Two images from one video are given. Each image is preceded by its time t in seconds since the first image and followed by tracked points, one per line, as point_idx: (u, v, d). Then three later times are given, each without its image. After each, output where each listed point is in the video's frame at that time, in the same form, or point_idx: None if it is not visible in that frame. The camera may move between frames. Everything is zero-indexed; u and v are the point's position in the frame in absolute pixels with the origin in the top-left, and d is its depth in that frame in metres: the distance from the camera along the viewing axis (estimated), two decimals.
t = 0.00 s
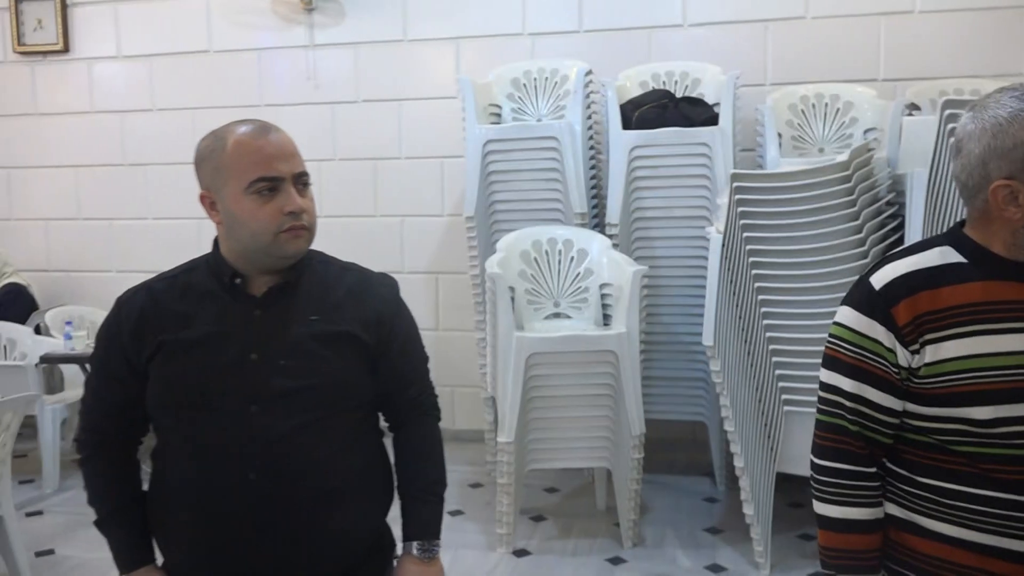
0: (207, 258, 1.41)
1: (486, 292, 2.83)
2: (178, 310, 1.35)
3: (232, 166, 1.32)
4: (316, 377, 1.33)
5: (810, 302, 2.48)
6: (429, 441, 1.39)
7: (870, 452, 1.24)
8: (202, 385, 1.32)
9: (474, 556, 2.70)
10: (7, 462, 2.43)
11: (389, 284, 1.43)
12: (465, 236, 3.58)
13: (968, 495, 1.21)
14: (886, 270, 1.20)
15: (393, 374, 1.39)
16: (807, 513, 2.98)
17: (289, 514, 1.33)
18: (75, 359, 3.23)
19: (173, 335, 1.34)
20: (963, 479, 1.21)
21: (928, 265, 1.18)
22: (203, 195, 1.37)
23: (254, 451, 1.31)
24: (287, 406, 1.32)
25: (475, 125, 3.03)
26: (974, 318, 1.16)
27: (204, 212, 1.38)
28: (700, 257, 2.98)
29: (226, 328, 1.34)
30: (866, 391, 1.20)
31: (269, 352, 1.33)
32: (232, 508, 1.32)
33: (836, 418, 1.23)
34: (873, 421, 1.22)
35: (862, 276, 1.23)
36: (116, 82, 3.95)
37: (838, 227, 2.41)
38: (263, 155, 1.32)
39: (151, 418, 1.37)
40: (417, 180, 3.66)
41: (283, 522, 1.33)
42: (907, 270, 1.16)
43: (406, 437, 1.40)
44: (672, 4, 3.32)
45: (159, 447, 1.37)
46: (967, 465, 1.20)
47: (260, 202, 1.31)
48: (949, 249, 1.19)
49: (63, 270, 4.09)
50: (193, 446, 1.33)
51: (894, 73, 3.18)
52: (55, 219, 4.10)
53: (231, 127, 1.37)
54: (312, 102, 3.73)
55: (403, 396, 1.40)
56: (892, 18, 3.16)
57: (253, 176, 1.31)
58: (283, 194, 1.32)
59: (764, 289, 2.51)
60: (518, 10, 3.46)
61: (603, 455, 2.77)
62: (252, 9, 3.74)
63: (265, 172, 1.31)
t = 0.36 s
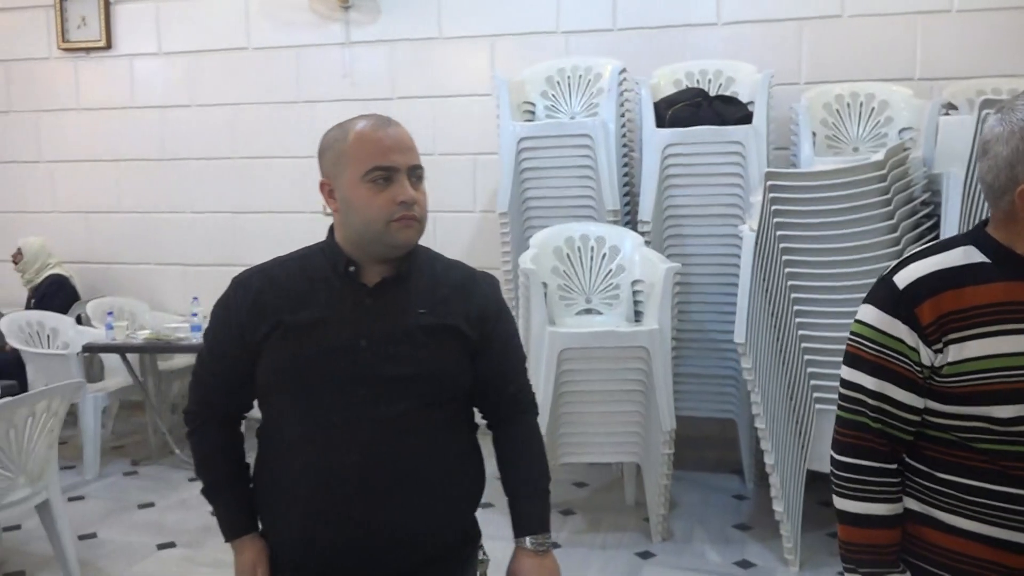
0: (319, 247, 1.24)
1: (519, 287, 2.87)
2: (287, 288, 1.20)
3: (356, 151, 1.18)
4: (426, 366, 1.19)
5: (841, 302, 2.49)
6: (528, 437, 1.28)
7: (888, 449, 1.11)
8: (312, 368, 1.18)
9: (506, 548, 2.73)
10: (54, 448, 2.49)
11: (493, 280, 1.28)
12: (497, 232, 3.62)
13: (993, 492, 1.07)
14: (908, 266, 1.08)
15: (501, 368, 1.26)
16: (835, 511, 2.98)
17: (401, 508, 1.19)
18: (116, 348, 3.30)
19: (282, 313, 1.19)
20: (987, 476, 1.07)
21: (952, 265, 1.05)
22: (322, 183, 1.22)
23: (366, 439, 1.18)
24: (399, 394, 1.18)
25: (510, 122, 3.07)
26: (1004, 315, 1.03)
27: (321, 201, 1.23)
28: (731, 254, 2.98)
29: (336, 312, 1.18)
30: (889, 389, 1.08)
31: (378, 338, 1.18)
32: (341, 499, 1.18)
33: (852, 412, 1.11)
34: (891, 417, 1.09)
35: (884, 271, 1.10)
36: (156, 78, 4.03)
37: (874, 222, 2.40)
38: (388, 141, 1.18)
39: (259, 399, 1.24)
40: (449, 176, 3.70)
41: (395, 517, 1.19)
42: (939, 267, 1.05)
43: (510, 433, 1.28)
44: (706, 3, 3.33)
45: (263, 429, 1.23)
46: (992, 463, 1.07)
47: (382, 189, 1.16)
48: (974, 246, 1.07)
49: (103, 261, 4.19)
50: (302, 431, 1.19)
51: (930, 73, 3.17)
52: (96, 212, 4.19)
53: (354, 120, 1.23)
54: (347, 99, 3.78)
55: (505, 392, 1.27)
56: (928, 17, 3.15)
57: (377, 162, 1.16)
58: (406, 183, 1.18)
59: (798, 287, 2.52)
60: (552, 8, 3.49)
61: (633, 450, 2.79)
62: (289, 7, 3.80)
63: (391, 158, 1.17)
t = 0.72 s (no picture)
0: (376, 239, 1.27)
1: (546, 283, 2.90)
2: (346, 281, 1.23)
3: (417, 146, 1.19)
4: (484, 357, 1.22)
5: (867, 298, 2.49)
6: (576, 430, 1.29)
7: (894, 443, 1.11)
8: (371, 357, 1.20)
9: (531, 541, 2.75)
10: (92, 436, 2.56)
11: (544, 276, 1.31)
12: (523, 229, 3.65)
13: (997, 488, 1.08)
14: (914, 264, 1.08)
15: (550, 362, 1.28)
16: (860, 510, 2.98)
17: (458, 498, 1.21)
18: (149, 340, 3.36)
19: (342, 305, 1.22)
20: (991, 472, 1.08)
21: (958, 264, 1.06)
22: (382, 177, 1.23)
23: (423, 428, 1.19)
24: (455, 384, 1.21)
25: (537, 119, 3.09)
26: (1010, 314, 1.04)
27: (380, 195, 1.24)
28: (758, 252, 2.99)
29: (395, 303, 1.21)
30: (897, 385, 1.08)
31: (436, 329, 1.21)
32: (399, 488, 1.19)
33: (858, 407, 1.11)
34: (899, 414, 1.09)
35: (891, 269, 1.10)
36: (188, 75, 4.10)
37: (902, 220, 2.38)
38: (447, 135, 1.19)
39: (313, 390, 1.25)
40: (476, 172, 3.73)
41: (452, 506, 1.21)
42: (947, 266, 1.06)
43: (555, 426, 1.30)
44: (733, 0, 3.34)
45: (318, 420, 1.25)
46: (995, 458, 1.07)
47: (444, 182, 1.17)
48: (979, 247, 1.07)
49: (136, 255, 4.27)
50: (359, 420, 1.20)
51: (959, 71, 3.15)
52: (129, 207, 4.27)
53: (412, 115, 1.24)
54: (375, 96, 3.82)
55: (554, 385, 1.29)
56: (957, 14, 3.13)
57: (438, 155, 1.17)
58: (466, 176, 1.19)
59: (824, 284, 2.51)
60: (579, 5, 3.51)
61: (658, 446, 2.81)
62: (318, 4, 3.85)
63: (451, 152, 1.18)
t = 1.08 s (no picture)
0: (370, 239, 1.23)
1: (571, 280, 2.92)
2: (354, 283, 1.18)
3: (413, 140, 1.16)
4: (501, 348, 1.21)
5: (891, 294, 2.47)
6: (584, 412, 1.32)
7: (897, 436, 1.12)
8: (390, 358, 1.16)
9: (555, 536, 2.77)
10: (126, 431, 2.61)
11: (540, 266, 1.33)
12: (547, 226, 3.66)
13: (999, 479, 1.08)
14: (916, 259, 1.09)
15: (555, 348, 1.31)
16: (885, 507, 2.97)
17: (484, 490, 1.20)
18: (180, 337, 3.42)
19: (353, 307, 1.17)
20: (993, 464, 1.08)
21: (959, 259, 1.07)
22: (375, 174, 1.20)
23: (449, 425, 1.17)
24: (474, 378, 1.19)
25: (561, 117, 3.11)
26: (1012, 308, 1.05)
27: (374, 192, 1.21)
28: (783, 250, 2.99)
29: (409, 302, 1.18)
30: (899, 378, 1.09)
31: (451, 323, 1.19)
32: (428, 488, 1.16)
33: (860, 400, 1.11)
34: (901, 406, 1.10)
35: (894, 264, 1.11)
36: (216, 76, 4.16)
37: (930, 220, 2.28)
38: (444, 127, 1.17)
39: (320, 399, 1.19)
40: (500, 171, 3.75)
41: (478, 501, 1.19)
42: (949, 261, 1.07)
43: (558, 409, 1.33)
44: None
45: (328, 430, 1.19)
46: (996, 449, 1.08)
47: (445, 175, 1.15)
48: (981, 242, 1.07)
49: (165, 254, 4.34)
50: (381, 423, 1.16)
51: (987, 66, 3.13)
52: (158, 206, 4.34)
53: (402, 108, 1.21)
54: (400, 96, 3.86)
55: (559, 369, 1.32)
56: (986, 8, 3.11)
57: (436, 149, 1.15)
58: (465, 168, 1.17)
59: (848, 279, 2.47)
60: (603, 3, 3.52)
61: (681, 442, 2.82)
62: (344, 5, 3.89)
63: (450, 144, 1.16)
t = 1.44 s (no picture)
0: (353, 241, 1.20)
1: (597, 281, 2.93)
2: (346, 287, 1.15)
3: (396, 138, 1.15)
4: (495, 346, 1.21)
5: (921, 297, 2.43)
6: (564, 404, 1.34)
7: (918, 437, 1.12)
8: (390, 361, 1.13)
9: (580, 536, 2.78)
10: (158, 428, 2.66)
11: (520, 262, 1.33)
12: (572, 228, 3.68)
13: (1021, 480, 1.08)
14: (936, 262, 1.09)
15: (538, 343, 1.32)
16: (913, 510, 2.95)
17: (488, 489, 1.19)
18: (209, 336, 3.47)
19: (347, 312, 1.14)
20: (1014, 464, 1.08)
21: (979, 262, 1.06)
22: (359, 174, 1.19)
23: (454, 427, 1.16)
24: (472, 377, 1.19)
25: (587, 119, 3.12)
26: None
27: (357, 192, 1.19)
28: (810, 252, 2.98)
29: (405, 304, 1.15)
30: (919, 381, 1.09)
31: (447, 323, 1.17)
32: (436, 491, 1.15)
33: (881, 403, 1.12)
34: (921, 409, 1.10)
35: (913, 268, 1.11)
36: (245, 78, 4.21)
37: (958, 220, 2.20)
38: (427, 124, 1.16)
39: (313, 407, 1.16)
40: (526, 172, 3.77)
41: (480, 500, 1.18)
42: (969, 264, 1.07)
43: (544, 405, 1.35)
44: None
45: (324, 439, 1.15)
46: (1015, 449, 1.08)
47: (431, 172, 1.14)
48: (1000, 246, 1.07)
49: (195, 254, 4.40)
50: (384, 428, 1.13)
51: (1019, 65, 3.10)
52: (188, 206, 4.40)
53: (383, 107, 1.20)
54: (427, 98, 3.89)
55: (543, 365, 1.34)
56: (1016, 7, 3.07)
57: (420, 146, 1.14)
58: (450, 164, 1.16)
59: (876, 282, 2.41)
60: (629, 5, 3.52)
61: (706, 443, 2.82)
62: (372, 7, 3.92)
63: (434, 141, 1.15)
